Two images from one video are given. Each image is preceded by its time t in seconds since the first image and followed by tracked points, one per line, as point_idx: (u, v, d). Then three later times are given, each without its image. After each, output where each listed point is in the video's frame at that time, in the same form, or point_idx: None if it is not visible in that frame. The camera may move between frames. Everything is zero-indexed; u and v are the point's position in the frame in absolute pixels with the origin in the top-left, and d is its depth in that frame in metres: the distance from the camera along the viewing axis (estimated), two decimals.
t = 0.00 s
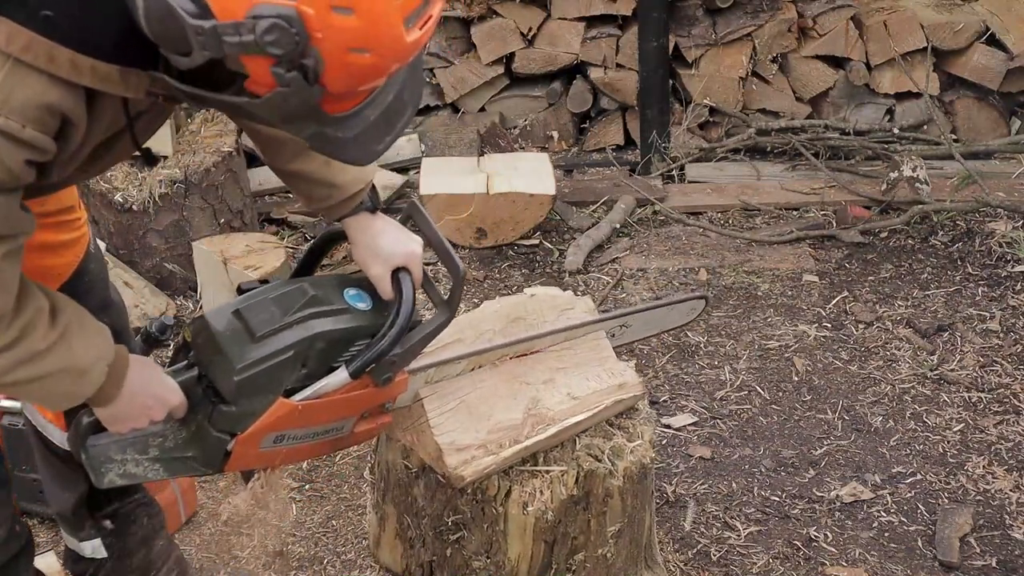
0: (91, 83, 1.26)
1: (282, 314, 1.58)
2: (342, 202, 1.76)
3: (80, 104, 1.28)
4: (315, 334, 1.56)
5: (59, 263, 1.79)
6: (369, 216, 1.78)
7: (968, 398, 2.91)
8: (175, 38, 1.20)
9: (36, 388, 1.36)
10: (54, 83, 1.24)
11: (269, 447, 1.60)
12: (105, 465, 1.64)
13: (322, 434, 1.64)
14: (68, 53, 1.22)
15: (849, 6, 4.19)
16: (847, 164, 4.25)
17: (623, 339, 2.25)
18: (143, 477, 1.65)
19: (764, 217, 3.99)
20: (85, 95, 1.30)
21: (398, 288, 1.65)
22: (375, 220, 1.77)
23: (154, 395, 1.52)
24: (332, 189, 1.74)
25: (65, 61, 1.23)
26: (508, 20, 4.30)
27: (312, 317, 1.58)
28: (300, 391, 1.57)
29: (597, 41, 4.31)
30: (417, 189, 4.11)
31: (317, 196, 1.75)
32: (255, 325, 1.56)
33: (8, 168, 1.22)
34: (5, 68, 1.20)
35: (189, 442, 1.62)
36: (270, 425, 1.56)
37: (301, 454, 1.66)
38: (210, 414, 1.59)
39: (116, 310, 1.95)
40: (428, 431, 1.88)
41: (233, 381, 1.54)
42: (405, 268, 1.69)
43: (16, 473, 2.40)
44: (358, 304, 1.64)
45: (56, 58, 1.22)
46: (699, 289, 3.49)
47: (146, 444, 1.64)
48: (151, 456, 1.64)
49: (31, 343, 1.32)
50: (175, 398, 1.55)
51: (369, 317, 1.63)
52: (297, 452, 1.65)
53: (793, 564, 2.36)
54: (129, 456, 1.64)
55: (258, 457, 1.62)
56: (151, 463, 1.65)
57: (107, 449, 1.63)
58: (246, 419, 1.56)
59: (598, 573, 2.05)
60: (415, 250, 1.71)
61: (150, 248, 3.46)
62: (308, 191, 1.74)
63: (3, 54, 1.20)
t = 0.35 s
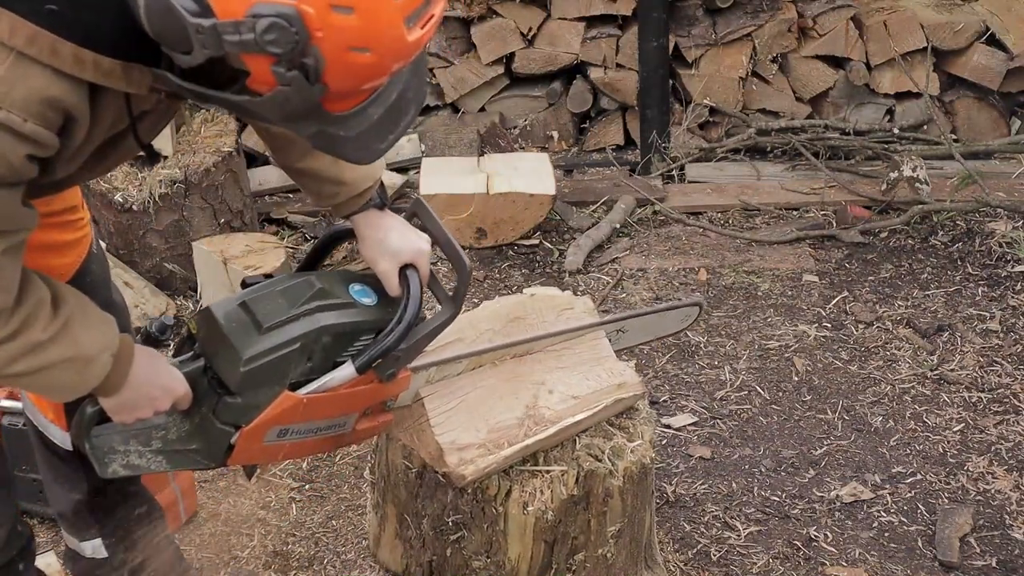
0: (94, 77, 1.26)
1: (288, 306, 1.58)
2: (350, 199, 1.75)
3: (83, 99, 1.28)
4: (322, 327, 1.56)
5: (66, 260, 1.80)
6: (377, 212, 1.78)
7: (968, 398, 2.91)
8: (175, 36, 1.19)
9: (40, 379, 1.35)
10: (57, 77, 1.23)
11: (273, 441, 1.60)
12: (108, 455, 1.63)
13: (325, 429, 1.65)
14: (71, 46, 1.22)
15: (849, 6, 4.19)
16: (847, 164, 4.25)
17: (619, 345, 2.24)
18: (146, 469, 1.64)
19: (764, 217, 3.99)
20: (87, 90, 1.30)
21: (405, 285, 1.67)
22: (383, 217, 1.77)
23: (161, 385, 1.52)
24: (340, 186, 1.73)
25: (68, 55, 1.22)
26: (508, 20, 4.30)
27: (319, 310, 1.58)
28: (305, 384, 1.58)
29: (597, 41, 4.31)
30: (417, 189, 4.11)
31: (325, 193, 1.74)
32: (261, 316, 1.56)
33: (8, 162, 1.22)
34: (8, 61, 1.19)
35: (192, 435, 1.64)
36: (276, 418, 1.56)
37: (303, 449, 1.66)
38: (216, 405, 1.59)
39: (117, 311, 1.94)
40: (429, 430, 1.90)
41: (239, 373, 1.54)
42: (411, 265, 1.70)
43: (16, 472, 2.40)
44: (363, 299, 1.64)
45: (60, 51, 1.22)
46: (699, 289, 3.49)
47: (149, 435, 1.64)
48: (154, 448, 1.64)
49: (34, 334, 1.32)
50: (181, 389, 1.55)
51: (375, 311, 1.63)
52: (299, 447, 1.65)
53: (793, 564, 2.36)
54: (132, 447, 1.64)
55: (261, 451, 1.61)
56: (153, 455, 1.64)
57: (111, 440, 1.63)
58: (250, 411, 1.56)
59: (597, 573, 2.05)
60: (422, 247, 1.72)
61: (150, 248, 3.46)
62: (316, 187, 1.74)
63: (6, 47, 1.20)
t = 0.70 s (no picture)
0: (99, 75, 1.25)
1: (269, 323, 1.56)
2: (331, 201, 1.75)
3: (87, 96, 1.27)
4: (304, 343, 1.54)
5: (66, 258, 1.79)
6: (355, 217, 1.76)
7: (968, 398, 2.91)
8: (181, 40, 1.19)
9: (36, 394, 1.35)
10: (61, 75, 1.23)
11: (260, 458, 1.61)
12: (96, 481, 1.63)
13: (313, 444, 1.65)
14: (77, 44, 1.22)
15: (849, 6, 4.19)
16: (847, 164, 4.25)
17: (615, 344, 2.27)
18: (136, 492, 1.64)
19: (764, 217, 3.99)
20: (92, 89, 1.29)
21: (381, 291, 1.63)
22: (361, 222, 1.75)
23: (145, 408, 1.54)
24: (321, 189, 1.73)
25: (74, 53, 1.22)
26: (508, 19, 4.30)
27: (299, 325, 1.56)
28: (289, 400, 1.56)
29: (597, 41, 4.31)
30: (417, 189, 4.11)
31: (306, 195, 1.74)
32: (242, 335, 1.55)
33: (9, 157, 1.21)
34: (13, 60, 1.19)
35: (180, 456, 1.62)
36: (260, 436, 1.56)
37: (293, 464, 1.67)
38: (201, 424, 1.58)
39: (116, 309, 1.95)
40: (421, 439, 1.85)
41: (222, 393, 1.53)
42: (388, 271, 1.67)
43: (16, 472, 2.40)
44: (346, 312, 1.62)
45: (65, 49, 1.21)
46: (698, 289, 3.49)
47: (136, 459, 1.63)
48: (142, 471, 1.63)
49: (34, 347, 1.32)
50: (165, 413, 1.57)
51: (357, 324, 1.61)
52: (288, 462, 1.65)
53: (793, 564, 2.37)
54: (120, 471, 1.63)
55: (249, 469, 1.62)
56: (142, 478, 1.63)
57: (98, 465, 1.62)
58: (237, 430, 1.56)
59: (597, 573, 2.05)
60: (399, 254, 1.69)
61: (150, 248, 3.46)
62: (297, 189, 1.74)
63: (11, 45, 1.19)
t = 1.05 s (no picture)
0: (107, 136, 1.30)
1: (226, 371, 1.55)
2: (281, 221, 1.76)
3: (90, 156, 1.30)
4: (262, 387, 1.53)
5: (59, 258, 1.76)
6: (301, 239, 1.79)
7: (968, 398, 2.91)
8: (188, 112, 1.21)
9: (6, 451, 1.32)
10: (70, 137, 1.26)
11: (238, 500, 1.60)
12: (78, 549, 1.59)
13: (292, 478, 1.64)
14: (87, 109, 1.26)
15: (849, 6, 4.19)
16: (847, 164, 4.25)
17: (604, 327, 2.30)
18: (119, 554, 1.61)
19: (764, 217, 3.99)
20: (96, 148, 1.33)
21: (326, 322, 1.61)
22: (307, 245, 1.78)
23: (110, 477, 1.50)
24: (273, 207, 1.76)
25: (84, 116, 1.26)
26: (508, 19, 4.29)
27: (256, 370, 1.55)
28: (256, 442, 1.55)
29: (597, 41, 4.31)
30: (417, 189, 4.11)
31: (256, 213, 1.75)
32: (200, 389, 1.55)
33: (15, 213, 1.21)
34: (23, 123, 1.21)
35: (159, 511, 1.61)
36: (233, 481, 1.55)
37: (275, 500, 1.66)
38: (170, 480, 1.57)
39: (107, 306, 1.96)
40: (410, 452, 1.84)
41: (185, 447, 1.52)
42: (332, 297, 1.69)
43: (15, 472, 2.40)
44: (304, 347, 1.61)
45: (76, 113, 1.25)
46: (699, 289, 3.49)
47: (119, 519, 1.62)
48: (124, 531, 1.62)
49: (16, 402, 1.31)
50: (130, 481, 1.54)
51: (315, 358, 1.60)
52: (269, 499, 1.65)
53: (793, 564, 2.36)
54: (102, 535, 1.60)
55: (230, 512, 1.62)
56: (126, 538, 1.62)
57: (79, 533, 1.60)
58: (208, 480, 1.55)
59: (596, 573, 2.05)
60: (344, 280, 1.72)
61: (150, 248, 3.46)
62: (248, 207, 1.75)
63: (20, 108, 1.21)
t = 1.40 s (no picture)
0: (98, 205, 1.33)
1: (203, 409, 1.60)
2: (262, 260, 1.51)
3: (83, 221, 1.34)
4: (241, 420, 1.57)
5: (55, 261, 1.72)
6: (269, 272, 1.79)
7: (968, 398, 2.91)
8: (170, 207, 1.22)
9: (14, 483, 1.38)
10: (62, 207, 1.30)
11: (231, 529, 1.63)
12: None
13: (285, 501, 1.65)
14: (80, 182, 1.29)
15: (849, 6, 4.19)
16: (847, 164, 4.25)
17: (609, 308, 2.22)
18: None
19: (764, 217, 3.99)
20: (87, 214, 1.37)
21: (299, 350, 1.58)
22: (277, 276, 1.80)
23: (103, 514, 1.59)
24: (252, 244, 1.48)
25: (76, 189, 1.29)
26: (508, 20, 4.28)
27: (232, 405, 1.59)
28: (240, 474, 1.58)
29: (597, 41, 4.31)
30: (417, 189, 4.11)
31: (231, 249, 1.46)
32: (178, 428, 1.58)
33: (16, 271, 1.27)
34: (17, 197, 1.25)
35: (156, 544, 1.62)
36: (221, 514, 1.58)
37: (271, 524, 1.68)
38: (160, 517, 1.60)
39: (104, 308, 1.97)
40: (405, 458, 1.83)
41: (169, 487, 1.55)
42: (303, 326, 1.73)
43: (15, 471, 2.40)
44: (281, 375, 1.65)
45: (68, 187, 1.28)
46: (698, 289, 3.49)
47: (117, 552, 1.64)
48: (124, 565, 1.64)
49: (29, 436, 1.38)
50: (122, 516, 1.62)
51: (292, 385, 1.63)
52: (264, 524, 1.67)
53: (793, 564, 2.37)
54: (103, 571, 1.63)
55: (225, 540, 1.65)
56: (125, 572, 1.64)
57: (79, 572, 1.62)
58: (197, 514, 1.58)
59: (596, 572, 2.05)
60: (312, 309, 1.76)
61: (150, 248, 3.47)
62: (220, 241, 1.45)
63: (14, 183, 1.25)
